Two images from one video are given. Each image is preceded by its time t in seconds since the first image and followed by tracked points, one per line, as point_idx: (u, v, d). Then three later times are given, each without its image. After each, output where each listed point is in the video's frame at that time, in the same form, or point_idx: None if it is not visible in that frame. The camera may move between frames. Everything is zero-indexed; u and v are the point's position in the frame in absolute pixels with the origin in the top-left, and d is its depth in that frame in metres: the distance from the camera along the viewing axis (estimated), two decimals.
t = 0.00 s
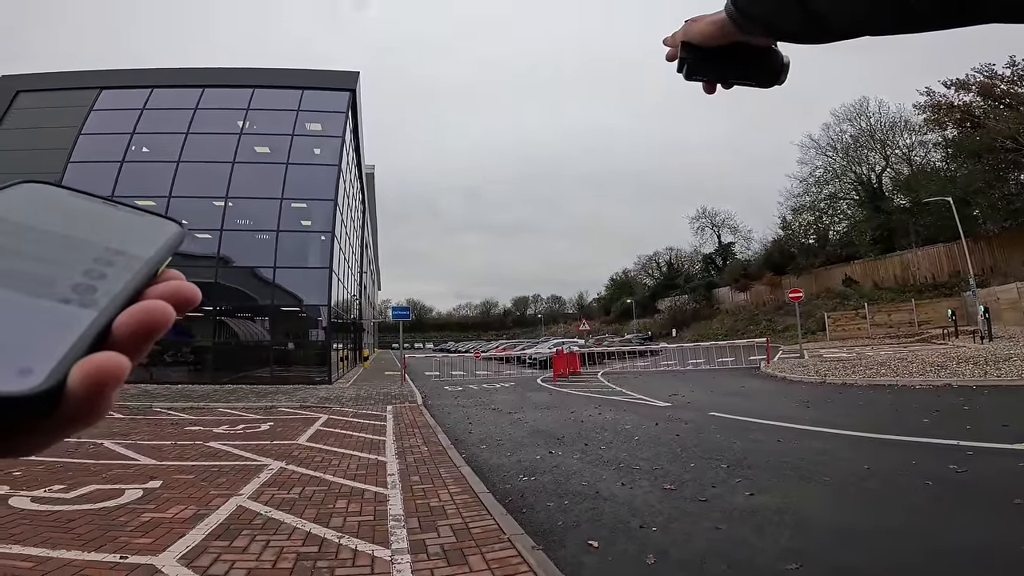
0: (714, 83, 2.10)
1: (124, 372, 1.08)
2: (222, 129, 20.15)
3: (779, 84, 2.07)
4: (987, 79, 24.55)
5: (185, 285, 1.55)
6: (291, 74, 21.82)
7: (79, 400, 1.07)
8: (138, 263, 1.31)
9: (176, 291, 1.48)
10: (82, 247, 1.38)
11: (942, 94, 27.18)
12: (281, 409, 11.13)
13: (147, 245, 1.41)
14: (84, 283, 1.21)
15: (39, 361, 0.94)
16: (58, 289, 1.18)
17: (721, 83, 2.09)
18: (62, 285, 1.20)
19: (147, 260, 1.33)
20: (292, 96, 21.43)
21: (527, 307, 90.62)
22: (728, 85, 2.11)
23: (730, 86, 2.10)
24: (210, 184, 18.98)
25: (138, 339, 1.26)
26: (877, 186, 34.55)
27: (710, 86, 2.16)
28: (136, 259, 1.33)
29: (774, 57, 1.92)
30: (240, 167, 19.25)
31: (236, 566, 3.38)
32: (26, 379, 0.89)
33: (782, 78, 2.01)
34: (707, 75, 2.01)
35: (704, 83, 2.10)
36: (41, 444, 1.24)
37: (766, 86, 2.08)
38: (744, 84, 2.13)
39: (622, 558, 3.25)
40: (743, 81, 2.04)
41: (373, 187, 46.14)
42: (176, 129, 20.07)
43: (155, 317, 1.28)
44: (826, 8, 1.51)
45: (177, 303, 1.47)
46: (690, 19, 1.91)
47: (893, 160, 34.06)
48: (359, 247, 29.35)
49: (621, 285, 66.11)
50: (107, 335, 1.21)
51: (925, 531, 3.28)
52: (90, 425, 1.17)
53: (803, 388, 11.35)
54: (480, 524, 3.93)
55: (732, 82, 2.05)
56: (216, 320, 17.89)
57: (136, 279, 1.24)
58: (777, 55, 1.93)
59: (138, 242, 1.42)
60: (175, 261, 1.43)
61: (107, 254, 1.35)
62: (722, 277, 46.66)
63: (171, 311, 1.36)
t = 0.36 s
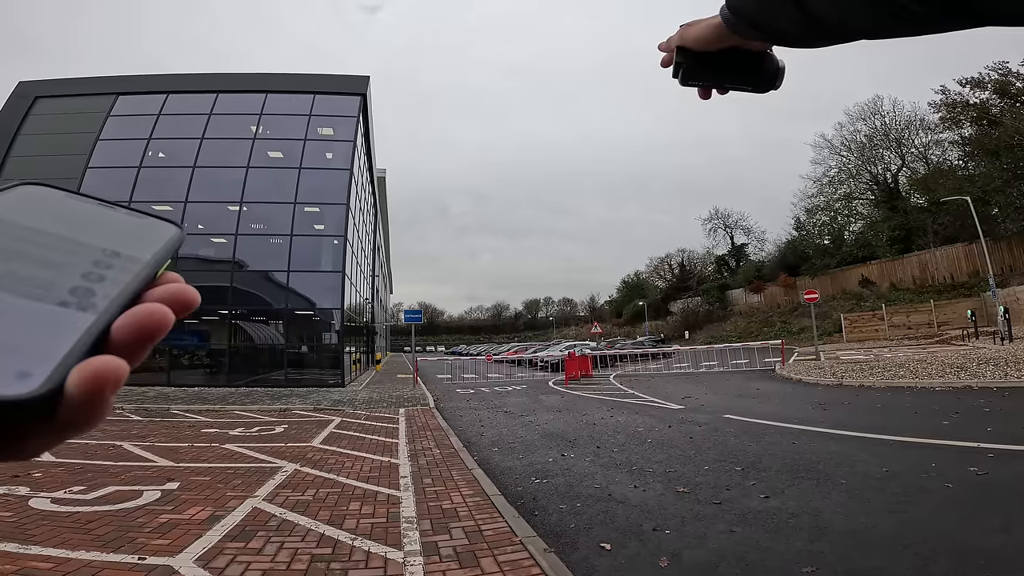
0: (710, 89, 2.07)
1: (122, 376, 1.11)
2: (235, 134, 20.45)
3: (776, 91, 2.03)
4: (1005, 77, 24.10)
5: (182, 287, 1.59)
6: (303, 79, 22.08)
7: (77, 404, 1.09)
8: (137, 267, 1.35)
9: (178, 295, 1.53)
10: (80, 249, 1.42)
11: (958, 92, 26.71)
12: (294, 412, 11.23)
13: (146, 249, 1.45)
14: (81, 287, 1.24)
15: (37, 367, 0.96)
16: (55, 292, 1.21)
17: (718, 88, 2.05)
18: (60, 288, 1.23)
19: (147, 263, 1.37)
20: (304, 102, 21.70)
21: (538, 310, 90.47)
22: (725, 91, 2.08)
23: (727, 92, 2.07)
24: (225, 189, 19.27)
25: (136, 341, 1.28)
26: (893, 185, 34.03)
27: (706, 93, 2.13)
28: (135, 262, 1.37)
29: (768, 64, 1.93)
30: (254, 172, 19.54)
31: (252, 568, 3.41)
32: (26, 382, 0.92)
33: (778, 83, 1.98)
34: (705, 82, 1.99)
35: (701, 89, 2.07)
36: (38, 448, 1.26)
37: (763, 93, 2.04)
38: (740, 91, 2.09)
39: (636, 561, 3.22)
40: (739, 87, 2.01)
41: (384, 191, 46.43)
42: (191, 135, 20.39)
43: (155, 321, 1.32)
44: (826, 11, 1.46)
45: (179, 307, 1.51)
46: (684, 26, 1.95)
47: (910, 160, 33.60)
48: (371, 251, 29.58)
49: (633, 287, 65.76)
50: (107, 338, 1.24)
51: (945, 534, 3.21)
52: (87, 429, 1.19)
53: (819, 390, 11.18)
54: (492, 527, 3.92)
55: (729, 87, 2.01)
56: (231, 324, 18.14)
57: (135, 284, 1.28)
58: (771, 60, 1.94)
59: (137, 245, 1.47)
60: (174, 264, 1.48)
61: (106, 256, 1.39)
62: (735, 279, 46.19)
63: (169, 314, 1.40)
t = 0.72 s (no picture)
0: (698, 89, 2.07)
1: (114, 374, 1.11)
2: (239, 135, 20.50)
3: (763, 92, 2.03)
4: (1008, 76, 24.05)
5: (176, 286, 1.58)
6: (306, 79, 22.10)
7: (70, 402, 1.10)
8: (129, 264, 1.35)
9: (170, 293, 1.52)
10: (73, 248, 1.42)
11: (962, 92, 26.77)
12: (298, 412, 11.24)
13: (138, 246, 1.45)
14: (73, 285, 1.24)
15: (28, 366, 0.96)
16: (48, 291, 1.21)
17: (704, 90, 2.06)
18: (51, 286, 1.23)
19: (139, 260, 1.38)
20: (307, 102, 21.73)
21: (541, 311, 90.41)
22: (712, 91, 2.08)
23: (713, 92, 2.07)
24: (228, 189, 19.33)
25: (128, 339, 1.29)
26: (898, 184, 33.88)
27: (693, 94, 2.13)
28: (127, 259, 1.37)
29: (755, 66, 1.93)
30: (257, 172, 19.59)
31: (255, 567, 3.42)
32: (18, 381, 0.92)
33: (764, 84, 1.98)
34: (693, 82, 1.98)
35: (688, 89, 2.07)
36: (31, 445, 1.26)
37: (750, 93, 2.05)
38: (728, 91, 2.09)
39: (639, 561, 3.22)
40: (725, 87, 2.01)
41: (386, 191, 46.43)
42: (194, 135, 20.44)
43: (148, 318, 1.32)
44: (811, 10, 1.45)
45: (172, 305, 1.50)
46: (673, 26, 1.93)
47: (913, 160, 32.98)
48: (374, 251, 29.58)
49: (635, 286, 65.62)
50: (98, 336, 1.24)
51: (950, 534, 3.20)
52: (80, 426, 1.20)
53: (823, 390, 11.14)
54: (496, 526, 3.92)
55: (714, 87, 2.02)
56: (235, 325, 18.20)
57: (128, 282, 1.28)
58: (759, 62, 1.94)
59: (129, 244, 1.46)
60: (166, 260, 1.47)
61: (98, 255, 1.39)
62: (739, 279, 46.11)
63: (162, 312, 1.40)
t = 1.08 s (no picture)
0: (685, 87, 2.08)
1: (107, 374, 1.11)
2: (239, 135, 20.50)
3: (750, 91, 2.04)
4: (1007, 75, 24.10)
5: (167, 285, 1.58)
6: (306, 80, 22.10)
7: (62, 403, 1.09)
8: (120, 264, 1.36)
9: (161, 293, 1.52)
10: (63, 248, 1.42)
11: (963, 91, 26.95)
12: (299, 412, 11.24)
13: (129, 247, 1.46)
14: (64, 285, 1.25)
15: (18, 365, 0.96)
16: (39, 291, 1.21)
17: (692, 88, 2.07)
18: (43, 286, 1.23)
19: (130, 261, 1.38)
20: (307, 103, 21.71)
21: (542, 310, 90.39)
22: (699, 89, 2.10)
23: (702, 91, 2.08)
24: (229, 190, 19.32)
25: (121, 339, 1.29)
26: (898, 183, 33.84)
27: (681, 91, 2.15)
28: (118, 260, 1.38)
29: (742, 64, 1.94)
30: (258, 173, 19.58)
31: (258, 568, 3.42)
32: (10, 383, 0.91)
33: (752, 83, 1.99)
34: (681, 80, 1.99)
35: (676, 87, 2.09)
36: (26, 445, 1.27)
37: (737, 92, 2.06)
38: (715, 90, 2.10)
39: (642, 560, 3.22)
40: (713, 86, 2.02)
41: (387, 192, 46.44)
42: (195, 136, 20.44)
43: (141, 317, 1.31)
44: (797, 8, 1.46)
45: (164, 304, 1.51)
46: (663, 23, 1.94)
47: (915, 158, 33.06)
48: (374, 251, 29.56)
49: (636, 286, 65.60)
50: (91, 335, 1.24)
51: (954, 533, 3.20)
52: (74, 427, 1.20)
53: (825, 390, 11.12)
54: (498, 526, 3.92)
55: (702, 86, 2.02)
56: (236, 325, 18.20)
57: (119, 283, 1.28)
58: (746, 61, 1.95)
59: (120, 244, 1.47)
60: (157, 260, 1.48)
61: (89, 255, 1.39)
62: (739, 278, 46.12)
63: (154, 312, 1.40)
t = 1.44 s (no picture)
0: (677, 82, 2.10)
1: (98, 370, 1.10)
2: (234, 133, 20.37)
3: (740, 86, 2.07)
4: (1001, 73, 24.32)
5: (159, 279, 1.55)
6: (302, 78, 21.99)
7: (54, 399, 1.09)
8: (111, 258, 1.33)
9: (154, 287, 1.49)
10: (53, 243, 1.39)
11: (957, 89, 27.09)
12: (296, 411, 11.21)
13: (119, 241, 1.43)
14: (54, 280, 1.23)
15: (13, 363, 0.97)
16: (29, 286, 1.19)
17: (684, 83, 2.08)
18: (34, 281, 1.21)
19: (121, 255, 1.36)
20: (302, 100, 21.56)
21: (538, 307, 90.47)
22: (690, 84, 2.11)
23: (693, 86, 2.10)
24: (224, 188, 19.20)
25: (110, 335, 1.27)
26: (893, 181, 34.00)
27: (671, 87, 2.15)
28: (108, 254, 1.35)
29: (733, 60, 1.94)
30: (253, 171, 19.48)
31: (258, 566, 3.43)
32: None
33: (743, 78, 2.01)
34: (673, 75, 2.01)
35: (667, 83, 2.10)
36: (19, 441, 1.26)
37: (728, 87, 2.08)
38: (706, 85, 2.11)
39: (641, 557, 3.24)
40: (705, 82, 2.03)
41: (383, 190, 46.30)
42: (190, 134, 20.29)
43: (131, 313, 1.30)
44: (794, 6, 1.46)
45: (157, 298, 1.48)
46: (655, 18, 1.94)
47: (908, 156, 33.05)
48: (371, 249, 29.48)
49: (633, 283, 65.73)
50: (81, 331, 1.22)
51: (949, 529, 3.24)
52: (65, 423, 1.19)
53: (820, 386, 11.21)
54: (496, 524, 3.93)
55: (694, 82, 2.04)
56: (232, 323, 18.13)
57: (110, 277, 1.27)
58: (738, 57, 1.95)
59: (111, 238, 1.44)
60: (148, 254, 1.45)
61: (78, 250, 1.36)
62: (735, 275, 46.30)
63: (147, 306, 1.38)
